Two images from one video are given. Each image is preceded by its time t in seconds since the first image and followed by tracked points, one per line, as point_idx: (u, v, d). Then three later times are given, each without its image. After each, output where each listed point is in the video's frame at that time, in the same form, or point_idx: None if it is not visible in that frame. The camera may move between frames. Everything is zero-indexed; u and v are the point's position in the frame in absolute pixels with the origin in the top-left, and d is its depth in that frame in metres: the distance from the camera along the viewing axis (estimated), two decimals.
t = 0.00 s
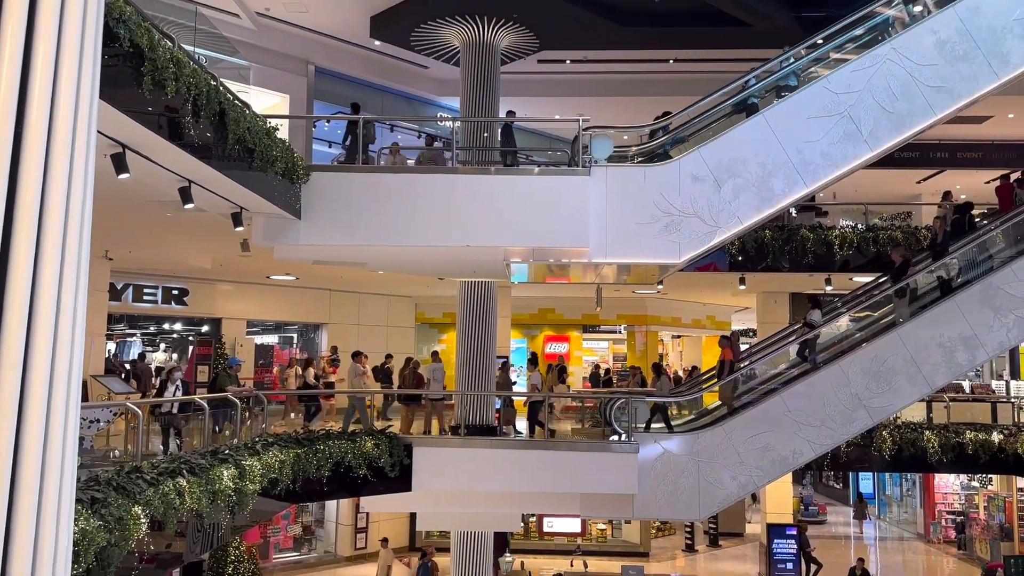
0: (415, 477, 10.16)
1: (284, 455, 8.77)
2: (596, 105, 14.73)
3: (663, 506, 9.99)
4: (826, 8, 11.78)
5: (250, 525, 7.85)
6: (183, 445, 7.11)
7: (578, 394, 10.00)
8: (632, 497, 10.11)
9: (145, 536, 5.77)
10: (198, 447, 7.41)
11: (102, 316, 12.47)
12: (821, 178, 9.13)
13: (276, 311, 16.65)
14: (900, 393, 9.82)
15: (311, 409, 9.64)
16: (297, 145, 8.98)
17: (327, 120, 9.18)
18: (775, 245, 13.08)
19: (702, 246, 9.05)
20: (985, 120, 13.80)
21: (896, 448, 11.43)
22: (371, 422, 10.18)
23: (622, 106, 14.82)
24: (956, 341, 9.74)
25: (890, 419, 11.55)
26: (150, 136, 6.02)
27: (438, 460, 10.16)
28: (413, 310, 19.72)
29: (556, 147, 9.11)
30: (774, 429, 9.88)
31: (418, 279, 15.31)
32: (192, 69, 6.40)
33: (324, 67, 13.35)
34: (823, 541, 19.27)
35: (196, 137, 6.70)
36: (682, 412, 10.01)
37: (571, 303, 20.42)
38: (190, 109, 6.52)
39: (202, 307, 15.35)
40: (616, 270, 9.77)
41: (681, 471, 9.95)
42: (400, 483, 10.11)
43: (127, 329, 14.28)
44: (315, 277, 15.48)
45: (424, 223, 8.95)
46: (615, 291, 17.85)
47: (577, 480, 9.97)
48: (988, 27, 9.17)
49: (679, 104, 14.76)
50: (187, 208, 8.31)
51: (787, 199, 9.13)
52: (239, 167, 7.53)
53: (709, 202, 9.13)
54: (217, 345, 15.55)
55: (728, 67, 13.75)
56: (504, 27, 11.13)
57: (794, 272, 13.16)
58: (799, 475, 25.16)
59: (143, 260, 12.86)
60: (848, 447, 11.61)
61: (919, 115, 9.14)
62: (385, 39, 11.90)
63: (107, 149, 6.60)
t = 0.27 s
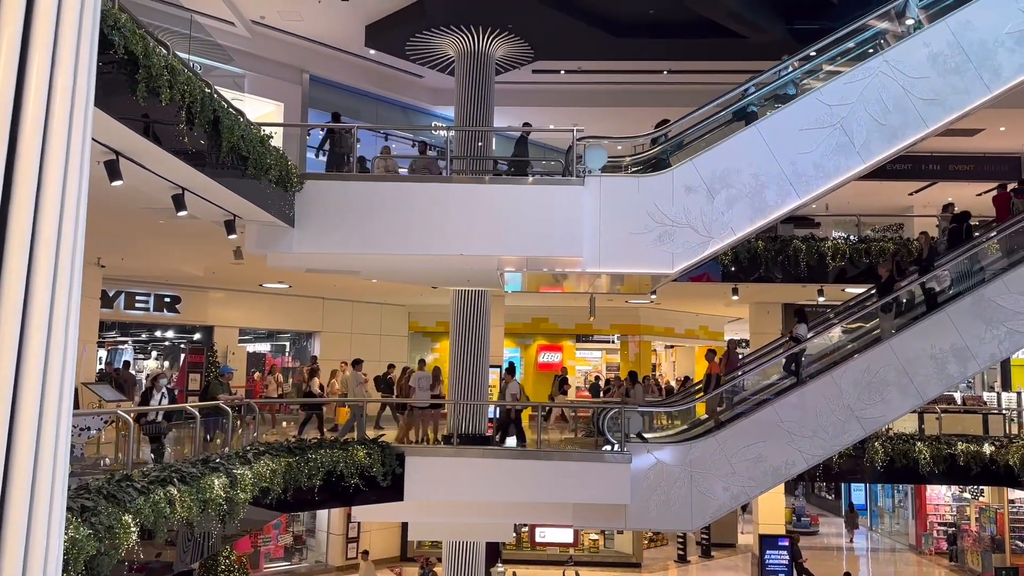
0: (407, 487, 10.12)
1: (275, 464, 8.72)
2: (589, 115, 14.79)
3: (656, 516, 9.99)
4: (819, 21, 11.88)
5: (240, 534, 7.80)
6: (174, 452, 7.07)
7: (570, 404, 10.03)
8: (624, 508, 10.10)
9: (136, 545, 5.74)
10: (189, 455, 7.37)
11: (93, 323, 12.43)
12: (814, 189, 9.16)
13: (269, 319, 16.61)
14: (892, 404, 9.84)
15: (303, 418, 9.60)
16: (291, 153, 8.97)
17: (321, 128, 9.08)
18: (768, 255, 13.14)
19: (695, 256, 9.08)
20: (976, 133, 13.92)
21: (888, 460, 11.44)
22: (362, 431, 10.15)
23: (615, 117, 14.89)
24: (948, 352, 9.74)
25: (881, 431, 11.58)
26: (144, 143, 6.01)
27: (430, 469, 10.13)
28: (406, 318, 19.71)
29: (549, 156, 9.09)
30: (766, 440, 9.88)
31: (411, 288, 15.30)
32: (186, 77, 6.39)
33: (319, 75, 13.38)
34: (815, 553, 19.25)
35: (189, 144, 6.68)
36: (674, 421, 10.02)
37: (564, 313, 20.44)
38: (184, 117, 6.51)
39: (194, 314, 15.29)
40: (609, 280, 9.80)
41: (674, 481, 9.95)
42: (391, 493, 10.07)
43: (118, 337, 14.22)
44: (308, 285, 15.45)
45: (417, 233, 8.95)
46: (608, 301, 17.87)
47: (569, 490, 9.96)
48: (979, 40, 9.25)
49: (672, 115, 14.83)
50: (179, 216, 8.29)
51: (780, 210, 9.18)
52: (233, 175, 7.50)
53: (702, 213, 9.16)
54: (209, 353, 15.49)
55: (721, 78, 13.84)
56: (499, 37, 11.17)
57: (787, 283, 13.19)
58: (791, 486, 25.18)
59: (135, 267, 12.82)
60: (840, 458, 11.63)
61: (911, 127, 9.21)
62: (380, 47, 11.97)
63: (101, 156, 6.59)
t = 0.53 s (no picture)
0: (397, 496, 10.07)
1: (265, 472, 8.67)
2: (582, 125, 14.84)
3: (646, 526, 9.97)
4: (810, 33, 11.97)
5: (229, 543, 7.75)
6: (164, 460, 7.03)
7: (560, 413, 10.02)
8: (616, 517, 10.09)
9: (124, 554, 5.69)
10: (178, 463, 7.33)
11: (83, 330, 12.36)
12: (805, 200, 9.21)
13: (259, 327, 16.55)
14: (882, 414, 9.87)
15: (293, 426, 9.57)
16: (284, 161, 9.01)
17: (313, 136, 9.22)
18: (759, 265, 13.17)
19: (687, 266, 9.11)
20: (965, 146, 14.04)
21: (878, 470, 11.48)
22: (353, 440, 10.08)
23: (608, 127, 14.95)
24: (938, 363, 9.78)
25: (871, 441, 11.62)
26: (135, 150, 6.01)
27: (421, 478, 10.10)
28: (398, 326, 19.70)
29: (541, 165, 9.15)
30: (757, 449, 9.89)
31: (403, 296, 15.31)
32: (180, 84, 6.38)
33: (313, 83, 13.39)
34: (805, 563, 19.26)
35: (181, 151, 6.67)
36: (665, 431, 9.99)
37: (555, 321, 20.46)
38: (176, 123, 6.50)
39: (185, 321, 15.23)
40: (601, 289, 9.82)
41: (665, 491, 9.94)
42: (382, 502, 10.03)
43: (107, 344, 14.15)
44: (299, 293, 15.42)
45: (410, 240, 8.95)
46: (600, 309, 17.92)
47: (560, 499, 9.95)
48: (967, 53, 9.34)
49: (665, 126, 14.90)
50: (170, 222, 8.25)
51: (771, 221, 9.22)
52: (225, 182, 7.49)
53: (694, 223, 9.20)
54: (199, 360, 15.41)
55: (713, 89, 13.93)
56: (493, 46, 11.22)
57: (778, 293, 13.24)
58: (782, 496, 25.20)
59: (125, 274, 12.78)
60: (831, 468, 11.65)
61: (901, 139, 9.27)
62: (374, 56, 12.00)
63: (93, 162, 6.57)
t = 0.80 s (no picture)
0: (385, 504, 10.02)
1: (252, 479, 8.62)
2: (573, 133, 14.89)
3: (634, 534, 9.96)
4: (799, 45, 12.07)
5: (215, 551, 7.69)
6: (150, 466, 6.98)
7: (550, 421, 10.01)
8: (604, 526, 10.08)
9: (108, 561, 5.63)
10: (164, 470, 7.26)
11: (70, 335, 12.28)
12: (793, 210, 9.26)
13: (248, 333, 16.47)
14: (869, 424, 9.90)
15: (281, 433, 9.53)
16: (274, 167, 8.99)
17: (304, 142, 9.15)
18: (748, 274, 13.22)
19: (677, 274, 9.13)
20: (952, 158, 14.17)
21: (866, 479, 11.51)
22: (342, 447, 10.08)
23: (598, 136, 15.01)
24: (926, 373, 9.84)
25: (859, 450, 11.65)
26: (124, 155, 5.98)
27: (409, 487, 10.04)
28: (387, 333, 19.67)
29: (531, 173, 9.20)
30: (746, 458, 9.91)
31: (393, 303, 15.29)
32: (170, 89, 6.35)
33: (304, 90, 13.41)
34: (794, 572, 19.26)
35: (171, 156, 6.64)
36: (655, 439, 9.99)
37: (545, 329, 20.46)
38: (166, 128, 6.48)
39: (173, 328, 15.15)
40: (591, 297, 9.83)
41: (653, 499, 9.95)
42: (370, 510, 9.98)
43: (94, 349, 14.04)
44: (288, 299, 15.36)
45: (399, 247, 8.94)
46: (590, 317, 17.95)
47: (548, 508, 9.92)
48: (955, 66, 9.43)
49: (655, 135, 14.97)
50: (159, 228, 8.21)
51: (760, 230, 9.26)
52: (214, 188, 7.46)
53: (684, 232, 9.23)
54: (187, 366, 15.32)
55: (703, 99, 14.01)
56: (484, 55, 11.25)
57: (766, 303, 13.28)
58: (771, 505, 25.23)
59: (113, 279, 12.71)
60: (819, 477, 11.68)
61: (889, 150, 9.35)
62: (366, 62, 11.99)
63: (82, 166, 6.54)
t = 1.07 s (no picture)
0: (370, 511, 9.97)
1: (237, 485, 8.56)
2: (561, 141, 14.93)
3: (620, 542, 9.97)
4: (786, 56, 12.17)
5: (198, 557, 7.62)
6: (133, 472, 6.91)
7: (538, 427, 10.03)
8: (590, 533, 10.08)
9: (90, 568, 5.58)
10: (147, 476, 7.19)
11: (53, 340, 12.16)
12: (779, 219, 9.32)
13: (234, 339, 16.36)
14: (854, 432, 9.94)
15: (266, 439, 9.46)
16: (261, 172, 8.97)
17: (291, 149, 9.16)
18: (735, 283, 13.28)
19: (664, 282, 9.17)
20: (937, 169, 14.32)
21: (850, 488, 11.57)
22: (327, 454, 10.02)
23: (587, 144, 15.06)
24: (910, 382, 9.90)
25: (844, 459, 11.72)
26: (110, 158, 5.94)
27: (395, 494, 10.00)
28: (375, 340, 19.63)
29: (520, 181, 9.12)
30: (731, 466, 9.93)
31: (380, 309, 15.25)
32: (158, 93, 6.31)
33: (292, 95, 13.37)
34: None
35: (157, 160, 6.61)
36: (642, 447, 10.01)
37: (532, 336, 20.46)
38: (153, 132, 6.44)
39: (158, 333, 15.04)
40: (578, 305, 9.85)
41: (639, 507, 9.95)
42: (355, 517, 9.92)
43: (78, 354, 13.85)
44: (274, 305, 15.28)
45: (387, 253, 8.93)
46: (577, 325, 17.98)
47: (534, 515, 9.91)
48: (940, 78, 9.53)
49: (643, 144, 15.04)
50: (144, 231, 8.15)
51: (746, 239, 9.30)
52: (201, 192, 7.42)
53: (671, 240, 9.26)
54: (171, 372, 15.21)
55: (691, 109, 14.08)
56: (473, 62, 11.28)
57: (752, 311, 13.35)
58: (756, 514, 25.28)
59: (98, 283, 12.61)
60: (804, 485, 11.73)
61: (874, 160, 9.43)
62: (355, 68, 11.98)
63: (68, 170, 6.48)
